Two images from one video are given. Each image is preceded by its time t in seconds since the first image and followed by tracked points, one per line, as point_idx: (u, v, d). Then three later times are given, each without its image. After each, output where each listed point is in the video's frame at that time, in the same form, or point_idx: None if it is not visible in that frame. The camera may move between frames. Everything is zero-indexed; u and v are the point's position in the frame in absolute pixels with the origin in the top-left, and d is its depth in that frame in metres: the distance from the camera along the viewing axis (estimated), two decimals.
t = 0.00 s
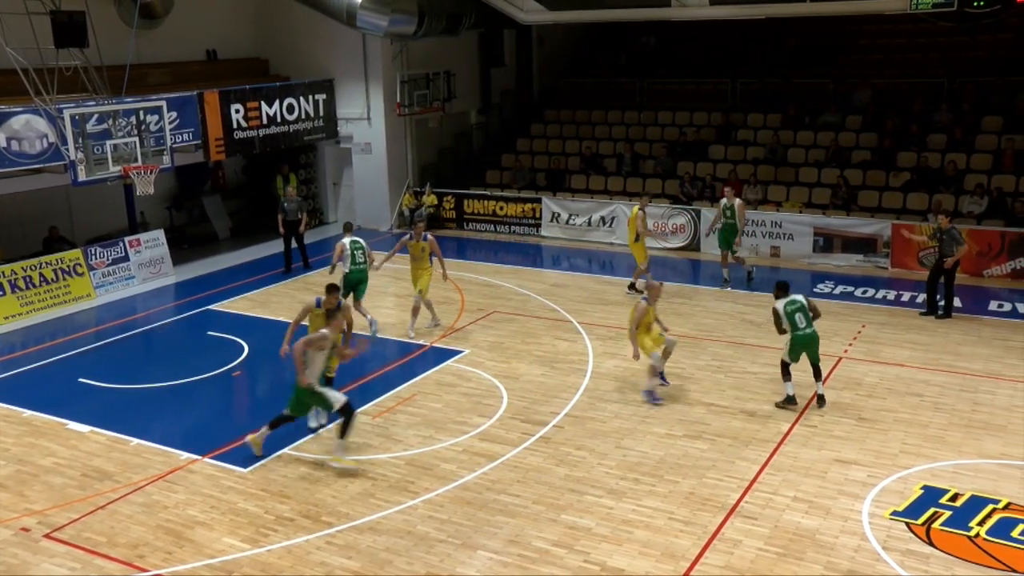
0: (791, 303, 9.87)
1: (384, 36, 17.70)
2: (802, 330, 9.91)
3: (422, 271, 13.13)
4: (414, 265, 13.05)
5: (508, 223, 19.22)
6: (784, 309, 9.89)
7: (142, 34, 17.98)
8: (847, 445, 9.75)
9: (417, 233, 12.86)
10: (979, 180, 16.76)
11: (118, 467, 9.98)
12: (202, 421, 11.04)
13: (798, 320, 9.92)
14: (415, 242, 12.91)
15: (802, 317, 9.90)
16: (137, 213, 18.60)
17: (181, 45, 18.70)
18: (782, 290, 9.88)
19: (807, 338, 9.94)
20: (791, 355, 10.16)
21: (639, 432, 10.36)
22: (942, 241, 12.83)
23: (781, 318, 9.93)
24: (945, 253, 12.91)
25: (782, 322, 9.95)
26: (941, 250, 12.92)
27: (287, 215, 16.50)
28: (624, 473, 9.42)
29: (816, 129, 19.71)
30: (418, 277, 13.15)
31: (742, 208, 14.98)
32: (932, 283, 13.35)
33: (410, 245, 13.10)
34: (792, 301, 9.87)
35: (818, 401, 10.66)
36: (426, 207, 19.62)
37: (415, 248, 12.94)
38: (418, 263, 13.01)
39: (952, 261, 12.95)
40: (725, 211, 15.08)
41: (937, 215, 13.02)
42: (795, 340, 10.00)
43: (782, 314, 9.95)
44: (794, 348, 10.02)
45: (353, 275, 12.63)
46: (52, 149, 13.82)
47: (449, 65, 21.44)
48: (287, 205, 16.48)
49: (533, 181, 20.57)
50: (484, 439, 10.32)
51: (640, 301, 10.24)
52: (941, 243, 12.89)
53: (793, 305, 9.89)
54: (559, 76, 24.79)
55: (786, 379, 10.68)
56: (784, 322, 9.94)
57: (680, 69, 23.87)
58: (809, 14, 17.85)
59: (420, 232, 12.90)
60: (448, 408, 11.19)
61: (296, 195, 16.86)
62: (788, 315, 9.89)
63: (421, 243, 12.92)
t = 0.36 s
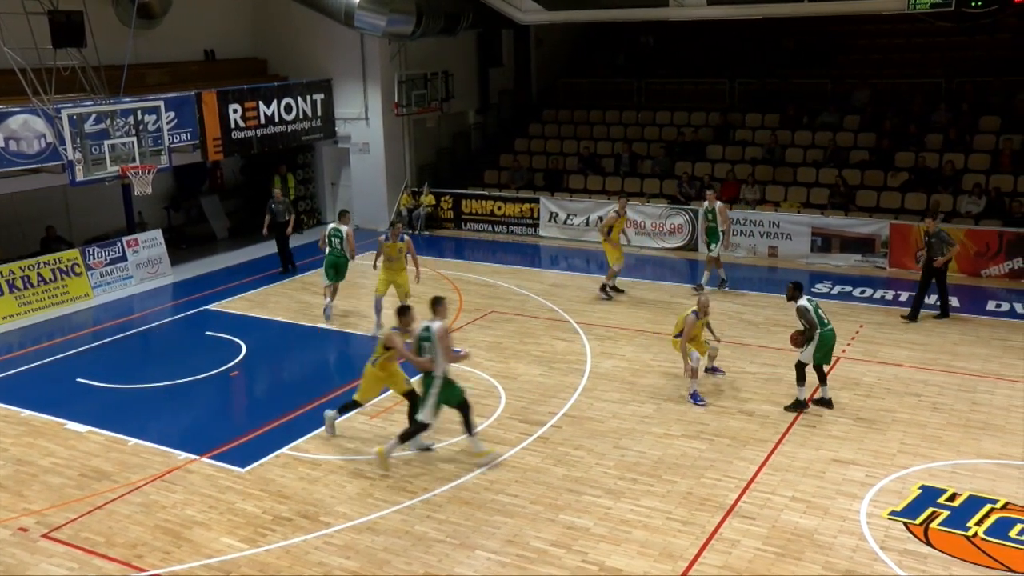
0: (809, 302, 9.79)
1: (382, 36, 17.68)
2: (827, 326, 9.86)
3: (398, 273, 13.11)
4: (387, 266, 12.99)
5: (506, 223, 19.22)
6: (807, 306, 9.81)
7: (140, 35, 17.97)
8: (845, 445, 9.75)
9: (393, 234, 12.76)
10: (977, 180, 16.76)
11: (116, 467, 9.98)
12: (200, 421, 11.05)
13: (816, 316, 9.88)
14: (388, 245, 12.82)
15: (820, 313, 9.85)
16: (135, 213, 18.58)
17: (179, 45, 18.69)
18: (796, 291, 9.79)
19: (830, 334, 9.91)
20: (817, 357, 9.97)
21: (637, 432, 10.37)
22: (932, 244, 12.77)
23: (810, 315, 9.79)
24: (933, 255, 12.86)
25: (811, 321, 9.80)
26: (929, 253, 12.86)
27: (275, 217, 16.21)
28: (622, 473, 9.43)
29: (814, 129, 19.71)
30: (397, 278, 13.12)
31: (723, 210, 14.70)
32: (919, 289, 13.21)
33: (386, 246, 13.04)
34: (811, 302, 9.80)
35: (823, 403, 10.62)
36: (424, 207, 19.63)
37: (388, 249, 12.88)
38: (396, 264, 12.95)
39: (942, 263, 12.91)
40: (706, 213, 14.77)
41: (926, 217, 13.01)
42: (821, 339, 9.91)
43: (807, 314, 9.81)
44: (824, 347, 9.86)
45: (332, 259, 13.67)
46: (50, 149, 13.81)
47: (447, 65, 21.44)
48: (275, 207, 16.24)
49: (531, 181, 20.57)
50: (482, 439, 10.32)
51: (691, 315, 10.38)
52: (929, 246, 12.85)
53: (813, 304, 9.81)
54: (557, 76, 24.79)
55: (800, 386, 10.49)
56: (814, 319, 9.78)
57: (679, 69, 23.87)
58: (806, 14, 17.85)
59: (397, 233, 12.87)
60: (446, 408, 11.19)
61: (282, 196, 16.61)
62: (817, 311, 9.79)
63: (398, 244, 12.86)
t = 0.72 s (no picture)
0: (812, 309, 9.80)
1: (384, 36, 17.69)
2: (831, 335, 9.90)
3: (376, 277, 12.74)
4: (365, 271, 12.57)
5: (508, 223, 19.21)
6: (811, 314, 9.79)
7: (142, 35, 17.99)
8: (847, 445, 9.74)
9: (374, 241, 12.37)
10: (980, 181, 16.75)
11: (119, 466, 10.00)
12: (202, 421, 11.07)
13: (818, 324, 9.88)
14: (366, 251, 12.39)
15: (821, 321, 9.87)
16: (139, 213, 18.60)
17: (181, 45, 18.71)
18: (800, 297, 9.68)
19: (832, 341, 9.91)
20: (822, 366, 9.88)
21: (639, 432, 10.37)
22: (921, 244, 12.51)
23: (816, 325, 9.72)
24: (924, 256, 12.59)
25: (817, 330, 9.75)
26: (919, 255, 12.60)
27: (269, 220, 15.83)
28: (624, 473, 9.43)
29: (816, 129, 19.70)
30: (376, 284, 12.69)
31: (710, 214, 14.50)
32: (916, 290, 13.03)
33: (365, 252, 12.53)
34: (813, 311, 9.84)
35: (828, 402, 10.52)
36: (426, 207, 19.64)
37: (369, 256, 12.49)
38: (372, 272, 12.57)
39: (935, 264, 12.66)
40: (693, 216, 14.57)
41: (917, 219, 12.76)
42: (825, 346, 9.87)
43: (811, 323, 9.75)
44: (829, 355, 9.82)
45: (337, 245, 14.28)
46: (53, 149, 13.83)
47: (450, 65, 21.45)
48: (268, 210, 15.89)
49: (533, 181, 20.58)
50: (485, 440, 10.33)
51: (712, 311, 10.26)
52: (919, 248, 12.57)
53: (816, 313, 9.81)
54: (560, 76, 24.80)
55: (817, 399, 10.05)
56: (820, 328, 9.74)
57: (681, 70, 23.84)
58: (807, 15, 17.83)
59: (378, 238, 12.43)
60: (448, 408, 11.21)
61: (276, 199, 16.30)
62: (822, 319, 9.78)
63: (379, 249, 12.50)
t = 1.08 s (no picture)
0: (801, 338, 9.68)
1: (395, 36, 17.70)
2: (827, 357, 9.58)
3: (373, 281, 12.75)
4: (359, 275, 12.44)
5: (518, 223, 19.20)
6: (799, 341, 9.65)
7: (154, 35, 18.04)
8: (858, 446, 9.72)
9: (377, 244, 12.31)
10: (993, 181, 16.68)
11: (130, 464, 10.03)
12: (212, 419, 11.10)
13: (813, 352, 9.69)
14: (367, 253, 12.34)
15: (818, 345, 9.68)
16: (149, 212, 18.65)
17: (192, 45, 18.76)
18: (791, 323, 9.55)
19: (830, 362, 9.65)
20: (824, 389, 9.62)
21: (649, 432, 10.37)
22: (924, 249, 12.22)
23: (802, 352, 9.60)
24: (925, 260, 12.32)
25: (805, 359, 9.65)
26: (921, 259, 12.32)
27: (269, 220, 15.87)
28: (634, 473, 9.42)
29: (827, 129, 19.64)
30: (371, 287, 12.70)
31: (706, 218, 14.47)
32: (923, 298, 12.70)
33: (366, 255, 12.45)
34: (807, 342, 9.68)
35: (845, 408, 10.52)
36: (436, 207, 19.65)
37: (370, 258, 12.45)
38: (371, 274, 12.53)
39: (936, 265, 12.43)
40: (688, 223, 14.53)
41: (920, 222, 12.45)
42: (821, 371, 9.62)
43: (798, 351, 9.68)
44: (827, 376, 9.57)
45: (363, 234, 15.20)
46: (64, 148, 13.87)
47: (460, 65, 21.45)
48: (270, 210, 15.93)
49: (543, 181, 20.58)
50: (494, 440, 10.33)
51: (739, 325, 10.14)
52: (921, 252, 12.28)
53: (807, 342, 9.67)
54: (570, 76, 24.78)
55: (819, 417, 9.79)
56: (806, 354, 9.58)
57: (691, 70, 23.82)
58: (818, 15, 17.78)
59: (381, 242, 12.42)
60: (458, 408, 11.21)
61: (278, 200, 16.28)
62: (810, 346, 9.55)
63: (381, 253, 12.48)
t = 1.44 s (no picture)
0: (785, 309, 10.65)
1: (413, 36, 17.74)
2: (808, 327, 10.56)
3: (380, 285, 12.80)
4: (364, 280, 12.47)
5: (535, 223, 19.19)
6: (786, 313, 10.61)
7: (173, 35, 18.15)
8: (876, 448, 9.69)
9: (383, 248, 12.42)
10: (1014, 182, 16.57)
11: (149, 461, 10.12)
12: (230, 417, 11.17)
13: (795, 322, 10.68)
14: (374, 258, 12.42)
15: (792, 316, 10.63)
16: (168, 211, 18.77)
17: (212, 45, 18.88)
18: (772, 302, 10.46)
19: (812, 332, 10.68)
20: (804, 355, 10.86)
21: (665, 433, 10.37)
22: (937, 251, 12.11)
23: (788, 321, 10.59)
24: (938, 263, 12.20)
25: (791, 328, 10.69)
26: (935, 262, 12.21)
27: (276, 223, 15.78)
28: (650, 473, 9.43)
29: (845, 130, 19.56)
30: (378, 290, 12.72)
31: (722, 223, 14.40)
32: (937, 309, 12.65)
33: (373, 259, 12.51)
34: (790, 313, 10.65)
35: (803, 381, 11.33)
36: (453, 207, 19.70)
37: (378, 263, 12.52)
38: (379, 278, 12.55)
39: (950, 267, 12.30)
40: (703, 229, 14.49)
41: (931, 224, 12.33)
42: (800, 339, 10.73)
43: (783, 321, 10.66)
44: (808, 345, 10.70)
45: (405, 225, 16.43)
46: (85, 148, 13.99)
47: (477, 65, 21.48)
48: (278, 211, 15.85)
49: (560, 181, 20.59)
50: (511, 439, 10.36)
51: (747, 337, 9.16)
52: (935, 255, 12.18)
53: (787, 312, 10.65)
54: (588, 76, 24.77)
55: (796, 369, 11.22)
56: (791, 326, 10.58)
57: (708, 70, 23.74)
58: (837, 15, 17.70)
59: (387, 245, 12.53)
60: (475, 407, 11.25)
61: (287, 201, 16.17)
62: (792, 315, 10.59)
63: (387, 257, 12.59)
